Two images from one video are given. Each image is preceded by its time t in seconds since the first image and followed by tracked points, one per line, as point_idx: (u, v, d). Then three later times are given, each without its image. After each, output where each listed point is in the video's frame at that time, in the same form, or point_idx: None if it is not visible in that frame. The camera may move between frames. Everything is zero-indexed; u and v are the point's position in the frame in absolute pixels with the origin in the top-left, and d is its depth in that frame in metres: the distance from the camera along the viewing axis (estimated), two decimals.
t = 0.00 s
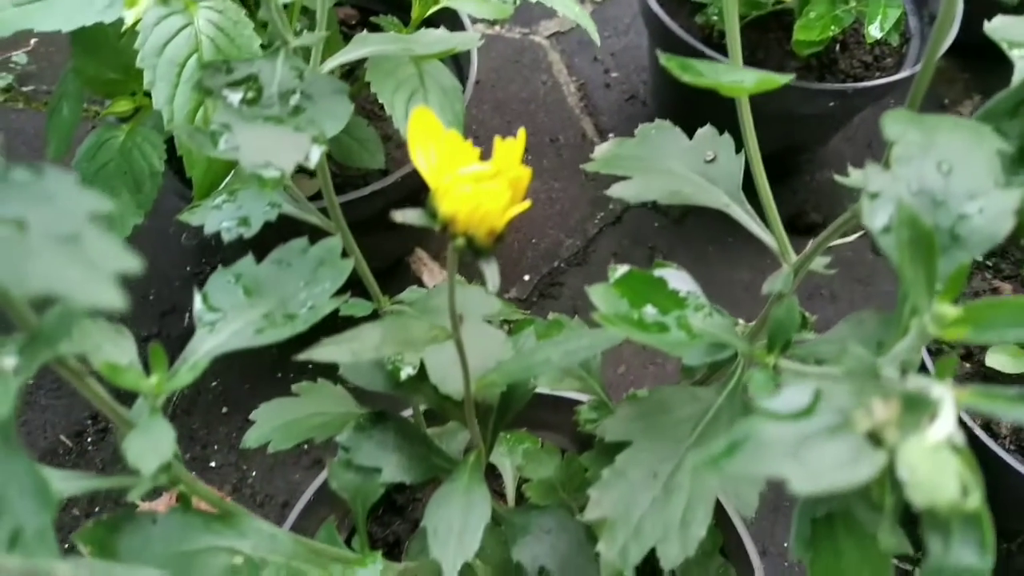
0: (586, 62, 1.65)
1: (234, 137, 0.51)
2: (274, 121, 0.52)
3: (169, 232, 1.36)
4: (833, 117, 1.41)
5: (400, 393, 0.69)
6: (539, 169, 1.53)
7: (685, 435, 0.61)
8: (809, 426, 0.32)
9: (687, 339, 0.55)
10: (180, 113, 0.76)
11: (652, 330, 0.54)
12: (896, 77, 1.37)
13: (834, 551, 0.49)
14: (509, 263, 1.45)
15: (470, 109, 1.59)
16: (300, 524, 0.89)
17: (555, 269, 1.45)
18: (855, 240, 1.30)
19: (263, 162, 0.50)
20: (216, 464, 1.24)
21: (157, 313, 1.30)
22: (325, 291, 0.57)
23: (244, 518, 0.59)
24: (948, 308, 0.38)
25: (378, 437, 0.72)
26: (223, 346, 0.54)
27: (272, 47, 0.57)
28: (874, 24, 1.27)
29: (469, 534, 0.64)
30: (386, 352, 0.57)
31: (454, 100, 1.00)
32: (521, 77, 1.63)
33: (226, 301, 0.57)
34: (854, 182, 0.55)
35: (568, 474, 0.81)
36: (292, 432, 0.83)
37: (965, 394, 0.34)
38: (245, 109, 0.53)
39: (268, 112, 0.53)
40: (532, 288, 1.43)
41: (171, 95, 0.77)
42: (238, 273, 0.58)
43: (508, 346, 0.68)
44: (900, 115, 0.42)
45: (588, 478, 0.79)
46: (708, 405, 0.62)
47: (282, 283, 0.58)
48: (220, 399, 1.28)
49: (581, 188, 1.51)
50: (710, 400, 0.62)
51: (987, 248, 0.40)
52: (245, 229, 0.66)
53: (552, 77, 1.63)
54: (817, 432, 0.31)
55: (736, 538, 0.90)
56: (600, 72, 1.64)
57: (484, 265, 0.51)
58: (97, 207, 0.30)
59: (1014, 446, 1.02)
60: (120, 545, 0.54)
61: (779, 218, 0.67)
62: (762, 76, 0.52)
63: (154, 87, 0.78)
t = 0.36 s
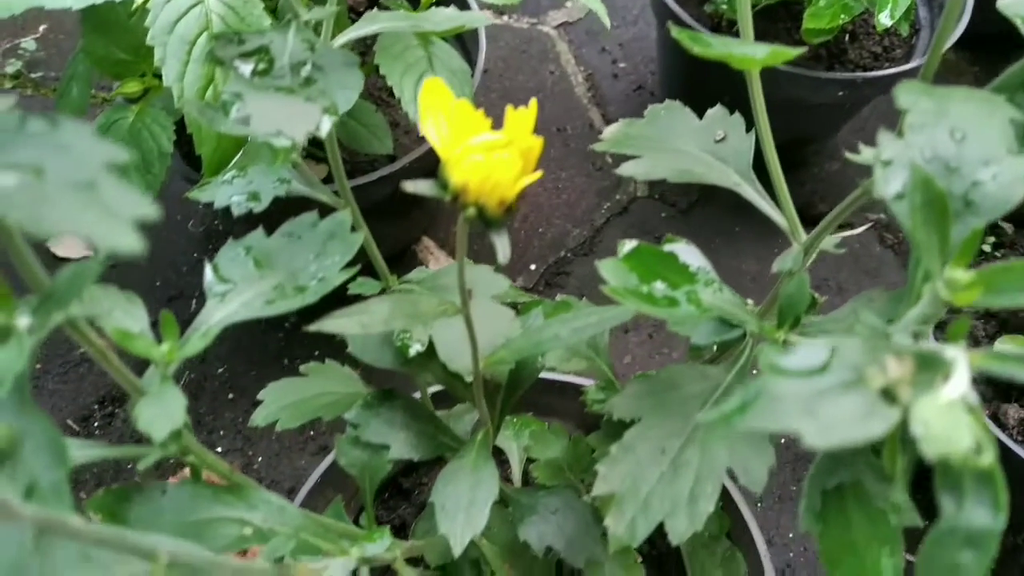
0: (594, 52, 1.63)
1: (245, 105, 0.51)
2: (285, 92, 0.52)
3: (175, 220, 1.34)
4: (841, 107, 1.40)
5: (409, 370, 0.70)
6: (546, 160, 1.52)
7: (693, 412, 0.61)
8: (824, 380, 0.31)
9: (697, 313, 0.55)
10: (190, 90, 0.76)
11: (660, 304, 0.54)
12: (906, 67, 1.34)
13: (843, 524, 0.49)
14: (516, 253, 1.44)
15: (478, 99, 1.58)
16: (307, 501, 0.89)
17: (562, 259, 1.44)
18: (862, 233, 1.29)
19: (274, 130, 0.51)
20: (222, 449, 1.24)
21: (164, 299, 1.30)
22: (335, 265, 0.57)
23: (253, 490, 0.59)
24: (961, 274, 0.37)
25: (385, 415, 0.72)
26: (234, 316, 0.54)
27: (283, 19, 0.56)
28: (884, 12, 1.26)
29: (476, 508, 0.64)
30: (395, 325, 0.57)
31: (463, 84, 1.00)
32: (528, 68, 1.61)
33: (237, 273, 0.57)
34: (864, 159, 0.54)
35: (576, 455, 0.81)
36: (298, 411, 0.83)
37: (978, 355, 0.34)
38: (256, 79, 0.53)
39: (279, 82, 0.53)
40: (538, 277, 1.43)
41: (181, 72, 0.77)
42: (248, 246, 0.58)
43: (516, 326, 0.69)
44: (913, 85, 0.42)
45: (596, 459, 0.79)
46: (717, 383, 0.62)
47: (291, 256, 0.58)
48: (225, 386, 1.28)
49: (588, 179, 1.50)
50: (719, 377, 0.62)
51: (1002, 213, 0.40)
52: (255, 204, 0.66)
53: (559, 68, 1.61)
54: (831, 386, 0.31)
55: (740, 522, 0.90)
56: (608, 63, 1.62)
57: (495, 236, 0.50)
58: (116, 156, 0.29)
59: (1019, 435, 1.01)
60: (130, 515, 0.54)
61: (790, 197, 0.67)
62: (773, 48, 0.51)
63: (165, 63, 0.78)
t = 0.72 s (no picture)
0: (601, 46, 1.55)
1: (266, 78, 0.52)
2: (303, 66, 0.53)
3: (185, 208, 1.33)
4: (851, 101, 1.36)
5: (422, 349, 0.70)
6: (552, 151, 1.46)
7: (705, 392, 0.61)
8: (844, 339, 0.32)
9: (711, 291, 0.56)
10: (206, 71, 0.77)
11: (675, 281, 0.55)
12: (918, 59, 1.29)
13: (853, 498, 0.49)
14: (521, 244, 1.39)
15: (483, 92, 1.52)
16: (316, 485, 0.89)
17: (569, 251, 1.38)
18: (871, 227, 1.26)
19: (294, 102, 0.51)
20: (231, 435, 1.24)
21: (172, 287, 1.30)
22: (352, 239, 0.58)
23: (267, 462, 0.60)
24: (977, 244, 0.38)
25: (397, 394, 0.72)
26: (251, 288, 0.54)
27: None
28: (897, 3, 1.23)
29: (488, 485, 0.65)
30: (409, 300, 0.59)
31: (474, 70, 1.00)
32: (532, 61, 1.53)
33: (253, 246, 0.57)
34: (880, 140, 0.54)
35: (586, 437, 0.82)
36: (310, 392, 0.84)
37: (994, 321, 0.35)
38: (275, 53, 0.53)
39: (298, 57, 0.53)
40: (546, 269, 1.37)
41: (197, 52, 0.78)
42: (265, 220, 0.58)
43: (527, 306, 0.69)
44: (931, 60, 0.43)
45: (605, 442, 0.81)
46: (728, 362, 0.62)
47: (308, 231, 0.58)
48: (232, 373, 1.28)
49: (596, 171, 1.44)
50: (730, 357, 0.63)
51: (1017, 185, 0.41)
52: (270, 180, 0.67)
53: (567, 61, 1.54)
54: (851, 344, 0.32)
55: (746, 509, 0.90)
56: (616, 57, 1.54)
57: (511, 210, 0.50)
58: (147, 108, 0.30)
59: None
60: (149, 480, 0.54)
61: (803, 180, 0.68)
62: (791, 25, 0.52)
63: (180, 43, 0.78)
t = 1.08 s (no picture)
0: (610, 41, 1.53)
1: (283, 59, 0.53)
2: (320, 47, 0.54)
3: (194, 200, 1.33)
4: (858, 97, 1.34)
5: (433, 332, 0.71)
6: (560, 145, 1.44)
7: (712, 373, 0.61)
8: (854, 305, 0.33)
9: (720, 272, 0.57)
10: (221, 57, 0.78)
11: (683, 262, 0.56)
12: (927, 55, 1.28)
13: (861, 474, 0.49)
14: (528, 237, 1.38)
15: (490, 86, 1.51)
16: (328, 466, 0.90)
17: (575, 245, 1.38)
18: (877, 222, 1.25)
19: (311, 82, 0.52)
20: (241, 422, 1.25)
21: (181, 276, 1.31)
22: (365, 220, 0.59)
23: (279, 439, 0.60)
24: (984, 219, 0.38)
25: (408, 376, 0.73)
26: (267, 266, 0.55)
27: None
28: None
29: (497, 466, 0.66)
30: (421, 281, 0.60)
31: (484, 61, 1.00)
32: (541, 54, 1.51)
33: (269, 226, 0.58)
34: (888, 126, 0.54)
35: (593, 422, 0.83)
36: (321, 376, 0.85)
37: (1001, 293, 0.36)
38: (292, 35, 0.54)
39: (315, 39, 0.54)
40: (553, 262, 1.36)
41: (212, 38, 0.78)
42: (280, 201, 0.59)
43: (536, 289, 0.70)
44: (940, 42, 0.43)
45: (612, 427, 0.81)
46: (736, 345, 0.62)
47: (323, 212, 0.59)
48: (241, 361, 1.28)
49: (603, 166, 1.43)
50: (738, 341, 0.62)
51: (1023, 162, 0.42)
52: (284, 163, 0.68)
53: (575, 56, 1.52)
54: (861, 311, 0.32)
55: (752, 498, 0.91)
56: (624, 52, 1.53)
57: (523, 189, 0.51)
58: (174, 75, 0.31)
59: None
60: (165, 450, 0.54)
61: (812, 166, 0.69)
62: (802, 9, 0.53)
63: (196, 29, 0.79)
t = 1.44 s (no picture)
0: (616, 40, 1.54)
1: (298, 48, 0.54)
2: (334, 37, 0.54)
3: (202, 196, 1.34)
4: (864, 96, 1.34)
5: (441, 322, 0.72)
6: (565, 143, 1.45)
7: (719, 362, 0.62)
8: (859, 284, 0.33)
9: (727, 261, 0.58)
10: (234, 50, 0.79)
11: (690, 250, 0.57)
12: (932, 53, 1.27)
13: (867, 460, 0.50)
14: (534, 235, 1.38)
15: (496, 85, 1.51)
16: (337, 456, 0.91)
17: (581, 243, 1.38)
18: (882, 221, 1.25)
19: (325, 71, 0.53)
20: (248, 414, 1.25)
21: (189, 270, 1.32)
22: (377, 209, 0.59)
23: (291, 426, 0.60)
24: (989, 204, 0.39)
25: (416, 366, 0.74)
26: (280, 253, 0.56)
27: None
28: None
29: (505, 454, 0.66)
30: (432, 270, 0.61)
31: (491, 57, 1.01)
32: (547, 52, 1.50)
33: (282, 214, 0.59)
34: (893, 118, 0.55)
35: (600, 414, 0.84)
36: (330, 366, 0.85)
37: (1004, 275, 0.36)
38: (306, 23, 0.55)
39: (329, 28, 0.55)
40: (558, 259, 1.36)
41: (224, 31, 0.79)
42: (292, 189, 0.60)
43: (543, 279, 0.71)
44: (946, 32, 0.44)
45: (618, 419, 0.82)
46: (742, 334, 0.62)
47: (335, 200, 0.60)
48: (248, 356, 1.29)
49: (609, 164, 1.43)
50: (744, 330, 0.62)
51: None
52: (299, 152, 0.69)
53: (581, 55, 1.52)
54: (866, 290, 0.33)
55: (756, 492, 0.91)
56: (630, 51, 1.53)
57: (533, 178, 0.51)
58: (198, 55, 0.31)
59: None
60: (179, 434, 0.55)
61: (818, 159, 0.69)
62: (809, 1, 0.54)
63: (208, 22, 0.80)
